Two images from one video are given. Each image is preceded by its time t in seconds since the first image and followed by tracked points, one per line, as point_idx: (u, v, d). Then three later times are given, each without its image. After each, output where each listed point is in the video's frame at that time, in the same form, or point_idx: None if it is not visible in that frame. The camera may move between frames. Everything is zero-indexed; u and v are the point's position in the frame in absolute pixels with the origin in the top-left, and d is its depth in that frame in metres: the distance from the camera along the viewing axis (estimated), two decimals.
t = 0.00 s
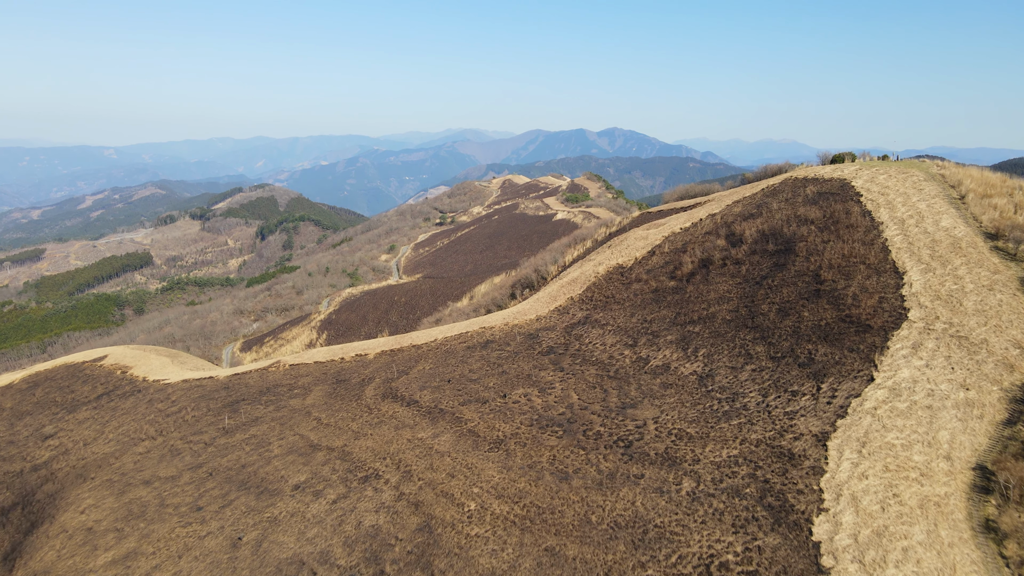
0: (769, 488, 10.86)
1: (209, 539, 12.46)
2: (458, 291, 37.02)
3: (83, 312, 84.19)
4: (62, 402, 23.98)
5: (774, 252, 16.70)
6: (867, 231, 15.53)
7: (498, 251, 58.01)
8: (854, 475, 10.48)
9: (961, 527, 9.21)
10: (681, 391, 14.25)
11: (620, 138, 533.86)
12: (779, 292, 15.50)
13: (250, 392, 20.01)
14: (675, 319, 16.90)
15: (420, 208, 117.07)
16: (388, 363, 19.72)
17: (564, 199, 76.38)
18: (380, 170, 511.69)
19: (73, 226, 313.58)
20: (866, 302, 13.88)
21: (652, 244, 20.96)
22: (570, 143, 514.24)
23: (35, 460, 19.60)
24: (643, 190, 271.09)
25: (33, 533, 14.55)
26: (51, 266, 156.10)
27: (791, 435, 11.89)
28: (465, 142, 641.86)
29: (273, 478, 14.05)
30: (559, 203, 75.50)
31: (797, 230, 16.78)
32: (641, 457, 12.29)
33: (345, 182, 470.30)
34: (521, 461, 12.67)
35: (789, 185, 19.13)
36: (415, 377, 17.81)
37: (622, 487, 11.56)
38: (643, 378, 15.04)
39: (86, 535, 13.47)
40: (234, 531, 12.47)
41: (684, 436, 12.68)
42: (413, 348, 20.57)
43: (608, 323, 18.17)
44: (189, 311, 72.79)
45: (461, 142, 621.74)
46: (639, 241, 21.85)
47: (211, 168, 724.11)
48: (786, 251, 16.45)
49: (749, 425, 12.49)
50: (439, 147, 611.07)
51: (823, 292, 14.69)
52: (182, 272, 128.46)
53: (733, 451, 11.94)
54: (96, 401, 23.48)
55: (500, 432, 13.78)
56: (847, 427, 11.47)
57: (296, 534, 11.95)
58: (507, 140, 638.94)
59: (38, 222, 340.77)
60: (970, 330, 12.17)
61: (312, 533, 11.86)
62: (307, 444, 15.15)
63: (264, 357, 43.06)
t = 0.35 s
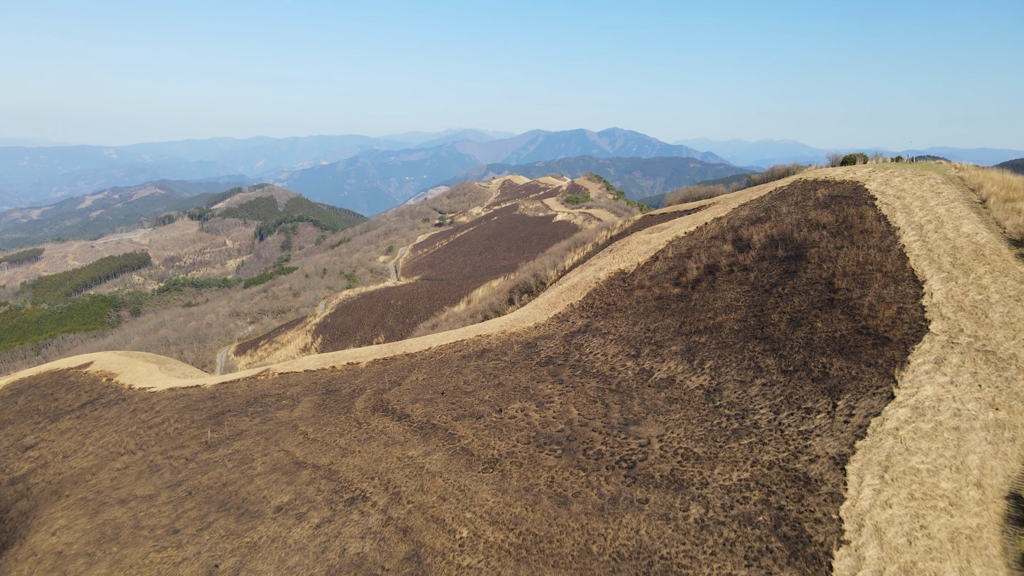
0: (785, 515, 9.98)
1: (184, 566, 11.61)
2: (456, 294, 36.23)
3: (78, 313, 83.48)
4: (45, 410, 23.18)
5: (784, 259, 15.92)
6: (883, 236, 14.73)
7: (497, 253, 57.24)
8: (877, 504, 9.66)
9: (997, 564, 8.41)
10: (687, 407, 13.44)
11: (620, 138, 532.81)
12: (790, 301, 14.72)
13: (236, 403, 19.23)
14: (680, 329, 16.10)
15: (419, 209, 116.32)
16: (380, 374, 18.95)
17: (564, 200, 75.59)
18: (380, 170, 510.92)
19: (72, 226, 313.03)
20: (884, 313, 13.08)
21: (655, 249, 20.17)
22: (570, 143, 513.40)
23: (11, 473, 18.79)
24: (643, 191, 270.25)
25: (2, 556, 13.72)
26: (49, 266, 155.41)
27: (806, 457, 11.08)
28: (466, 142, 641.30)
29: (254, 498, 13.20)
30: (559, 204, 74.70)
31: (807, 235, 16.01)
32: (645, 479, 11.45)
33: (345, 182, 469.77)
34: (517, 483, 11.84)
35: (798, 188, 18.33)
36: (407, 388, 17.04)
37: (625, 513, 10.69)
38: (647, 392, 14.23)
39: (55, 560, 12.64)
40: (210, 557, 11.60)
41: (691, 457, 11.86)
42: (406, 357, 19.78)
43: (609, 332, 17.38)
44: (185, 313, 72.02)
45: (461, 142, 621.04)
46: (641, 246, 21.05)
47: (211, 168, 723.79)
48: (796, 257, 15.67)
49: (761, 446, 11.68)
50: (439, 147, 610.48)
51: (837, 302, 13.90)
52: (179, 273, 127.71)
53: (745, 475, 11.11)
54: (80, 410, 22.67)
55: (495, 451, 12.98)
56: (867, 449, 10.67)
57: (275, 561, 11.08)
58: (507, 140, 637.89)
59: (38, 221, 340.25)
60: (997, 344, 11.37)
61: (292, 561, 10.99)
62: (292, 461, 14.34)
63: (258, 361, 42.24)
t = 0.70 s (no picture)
0: (804, 547, 9.13)
1: None
2: (453, 298, 35.44)
3: (74, 314, 82.80)
4: (26, 419, 22.36)
5: (794, 265, 15.13)
6: (901, 242, 13.92)
7: (496, 255, 56.49)
8: (905, 537, 8.80)
9: None
10: (694, 424, 12.63)
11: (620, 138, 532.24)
12: (802, 310, 13.94)
13: (222, 415, 18.43)
14: (685, 339, 15.31)
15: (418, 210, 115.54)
16: (372, 385, 18.17)
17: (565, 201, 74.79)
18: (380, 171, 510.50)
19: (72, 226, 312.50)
20: (904, 324, 12.27)
21: (658, 254, 19.39)
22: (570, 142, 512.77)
23: None
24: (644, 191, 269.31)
25: None
26: (47, 267, 154.77)
27: (824, 481, 10.26)
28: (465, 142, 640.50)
29: (232, 521, 12.33)
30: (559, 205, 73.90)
31: (819, 240, 15.23)
32: (650, 505, 10.60)
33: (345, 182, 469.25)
34: (513, 508, 10.99)
35: (809, 191, 17.53)
36: (399, 401, 16.26)
37: (629, 542, 9.81)
38: (651, 408, 13.43)
39: None
40: None
41: (699, 480, 11.03)
42: (400, 367, 19.00)
43: (611, 342, 16.59)
44: (181, 315, 71.21)
45: (461, 142, 620.63)
46: (644, 250, 20.26)
47: (211, 168, 722.99)
48: (808, 263, 14.89)
49: (775, 469, 10.87)
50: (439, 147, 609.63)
51: (853, 312, 13.11)
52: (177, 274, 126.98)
53: (757, 501, 10.29)
54: (62, 420, 21.86)
55: (490, 472, 12.16)
56: (891, 474, 9.85)
57: None
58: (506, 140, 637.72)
59: (37, 221, 340.11)
60: None
61: None
62: (275, 480, 13.50)
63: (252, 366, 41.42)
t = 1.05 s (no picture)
0: None
1: None
2: (450, 302, 34.62)
3: (69, 316, 82.05)
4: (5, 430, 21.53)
5: (806, 272, 14.34)
6: (920, 249, 13.13)
7: (496, 257, 55.72)
8: None
9: None
10: (702, 444, 11.81)
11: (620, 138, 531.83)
12: (816, 321, 13.14)
13: (207, 428, 17.61)
14: (691, 351, 14.52)
15: (417, 210, 114.77)
16: (363, 396, 17.40)
17: (565, 202, 74.00)
18: (380, 171, 509.57)
19: (71, 226, 311.78)
20: (927, 337, 11.45)
21: (662, 259, 18.61)
22: (570, 143, 512.14)
23: None
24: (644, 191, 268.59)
25: None
26: (45, 268, 154.06)
27: (845, 510, 9.43)
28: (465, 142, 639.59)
29: (207, 548, 11.46)
30: (559, 205, 73.03)
31: (833, 246, 14.44)
32: (657, 535, 9.75)
33: (345, 182, 468.92)
34: (508, 538, 10.13)
35: (820, 194, 16.74)
36: (390, 415, 15.49)
37: None
38: (656, 426, 12.62)
39: None
40: None
41: (708, 506, 10.19)
42: (392, 377, 18.22)
43: (613, 353, 15.81)
44: (177, 317, 70.43)
45: (461, 142, 620.60)
46: (647, 255, 19.47)
47: (211, 168, 723.11)
48: (821, 270, 14.11)
49: (791, 496, 10.03)
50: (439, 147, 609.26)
51: (871, 323, 12.31)
52: (175, 275, 126.16)
53: (773, 531, 9.44)
54: (43, 431, 21.05)
55: (484, 496, 11.33)
56: (919, 504, 9.02)
57: None
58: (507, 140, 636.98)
59: (36, 221, 339.63)
60: None
61: None
62: (256, 502, 12.66)
63: (245, 370, 40.58)
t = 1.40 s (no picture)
0: None
1: None
2: (447, 306, 33.81)
3: (65, 317, 81.35)
4: None
5: (820, 281, 13.55)
6: (943, 256, 12.32)
7: (494, 258, 54.96)
8: None
9: None
10: (711, 466, 10.98)
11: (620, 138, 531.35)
12: (831, 333, 12.35)
13: (190, 441, 16.82)
14: (698, 364, 13.72)
15: (416, 211, 114.00)
16: (353, 408, 16.64)
17: (564, 202, 73.21)
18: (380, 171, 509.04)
19: (70, 226, 311.18)
20: (954, 353, 10.62)
21: (666, 265, 17.83)
22: (570, 143, 511.60)
23: None
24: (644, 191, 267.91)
25: None
26: (42, 268, 153.38)
27: (871, 544, 8.56)
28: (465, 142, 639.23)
29: None
30: (559, 206, 72.24)
31: (847, 253, 13.66)
32: (663, 570, 8.89)
33: (345, 183, 468.41)
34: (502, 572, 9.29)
35: (833, 197, 15.94)
36: (380, 430, 14.69)
37: None
38: (661, 445, 11.80)
39: None
40: None
41: (720, 537, 9.30)
42: (385, 389, 17.44)
43: (615, 365, 15.03)
44: (173, 319, 69.65)
45: (461, 142, 620.17)
46: (650, 260, 18.68)
47: (211, 168, 722.72)
48: (835, 279, 13.33)
49: (810, 527, 9.16)
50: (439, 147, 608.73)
51: (892, 337, 11.50)
52: (172, 276, 125.39)
53: (792, 567, 8.58)
54: (22, 441, 20.26)
55: (477, 523, 10.49)
56: (954, 540, 8.15)
57: None
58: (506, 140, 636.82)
59: (36, 221, 339.15)
60: None
61: None
62: (234, 526, 11.83)
63: (239, 375, 39.78)
